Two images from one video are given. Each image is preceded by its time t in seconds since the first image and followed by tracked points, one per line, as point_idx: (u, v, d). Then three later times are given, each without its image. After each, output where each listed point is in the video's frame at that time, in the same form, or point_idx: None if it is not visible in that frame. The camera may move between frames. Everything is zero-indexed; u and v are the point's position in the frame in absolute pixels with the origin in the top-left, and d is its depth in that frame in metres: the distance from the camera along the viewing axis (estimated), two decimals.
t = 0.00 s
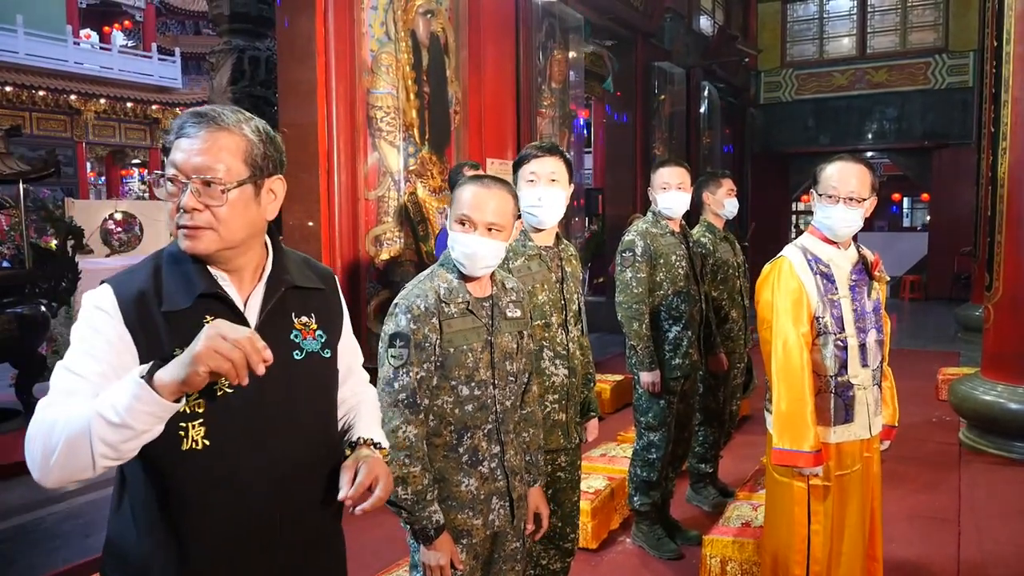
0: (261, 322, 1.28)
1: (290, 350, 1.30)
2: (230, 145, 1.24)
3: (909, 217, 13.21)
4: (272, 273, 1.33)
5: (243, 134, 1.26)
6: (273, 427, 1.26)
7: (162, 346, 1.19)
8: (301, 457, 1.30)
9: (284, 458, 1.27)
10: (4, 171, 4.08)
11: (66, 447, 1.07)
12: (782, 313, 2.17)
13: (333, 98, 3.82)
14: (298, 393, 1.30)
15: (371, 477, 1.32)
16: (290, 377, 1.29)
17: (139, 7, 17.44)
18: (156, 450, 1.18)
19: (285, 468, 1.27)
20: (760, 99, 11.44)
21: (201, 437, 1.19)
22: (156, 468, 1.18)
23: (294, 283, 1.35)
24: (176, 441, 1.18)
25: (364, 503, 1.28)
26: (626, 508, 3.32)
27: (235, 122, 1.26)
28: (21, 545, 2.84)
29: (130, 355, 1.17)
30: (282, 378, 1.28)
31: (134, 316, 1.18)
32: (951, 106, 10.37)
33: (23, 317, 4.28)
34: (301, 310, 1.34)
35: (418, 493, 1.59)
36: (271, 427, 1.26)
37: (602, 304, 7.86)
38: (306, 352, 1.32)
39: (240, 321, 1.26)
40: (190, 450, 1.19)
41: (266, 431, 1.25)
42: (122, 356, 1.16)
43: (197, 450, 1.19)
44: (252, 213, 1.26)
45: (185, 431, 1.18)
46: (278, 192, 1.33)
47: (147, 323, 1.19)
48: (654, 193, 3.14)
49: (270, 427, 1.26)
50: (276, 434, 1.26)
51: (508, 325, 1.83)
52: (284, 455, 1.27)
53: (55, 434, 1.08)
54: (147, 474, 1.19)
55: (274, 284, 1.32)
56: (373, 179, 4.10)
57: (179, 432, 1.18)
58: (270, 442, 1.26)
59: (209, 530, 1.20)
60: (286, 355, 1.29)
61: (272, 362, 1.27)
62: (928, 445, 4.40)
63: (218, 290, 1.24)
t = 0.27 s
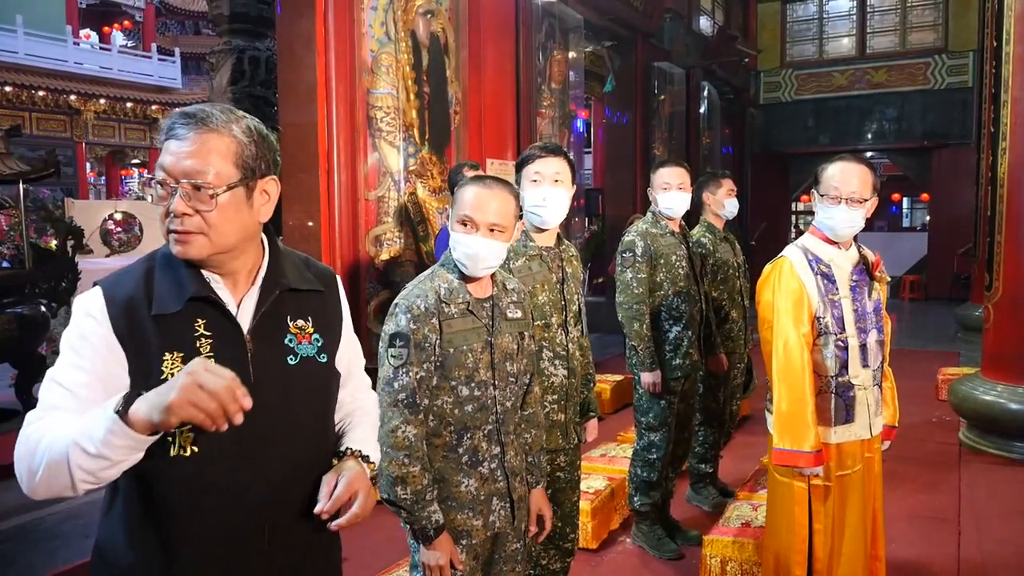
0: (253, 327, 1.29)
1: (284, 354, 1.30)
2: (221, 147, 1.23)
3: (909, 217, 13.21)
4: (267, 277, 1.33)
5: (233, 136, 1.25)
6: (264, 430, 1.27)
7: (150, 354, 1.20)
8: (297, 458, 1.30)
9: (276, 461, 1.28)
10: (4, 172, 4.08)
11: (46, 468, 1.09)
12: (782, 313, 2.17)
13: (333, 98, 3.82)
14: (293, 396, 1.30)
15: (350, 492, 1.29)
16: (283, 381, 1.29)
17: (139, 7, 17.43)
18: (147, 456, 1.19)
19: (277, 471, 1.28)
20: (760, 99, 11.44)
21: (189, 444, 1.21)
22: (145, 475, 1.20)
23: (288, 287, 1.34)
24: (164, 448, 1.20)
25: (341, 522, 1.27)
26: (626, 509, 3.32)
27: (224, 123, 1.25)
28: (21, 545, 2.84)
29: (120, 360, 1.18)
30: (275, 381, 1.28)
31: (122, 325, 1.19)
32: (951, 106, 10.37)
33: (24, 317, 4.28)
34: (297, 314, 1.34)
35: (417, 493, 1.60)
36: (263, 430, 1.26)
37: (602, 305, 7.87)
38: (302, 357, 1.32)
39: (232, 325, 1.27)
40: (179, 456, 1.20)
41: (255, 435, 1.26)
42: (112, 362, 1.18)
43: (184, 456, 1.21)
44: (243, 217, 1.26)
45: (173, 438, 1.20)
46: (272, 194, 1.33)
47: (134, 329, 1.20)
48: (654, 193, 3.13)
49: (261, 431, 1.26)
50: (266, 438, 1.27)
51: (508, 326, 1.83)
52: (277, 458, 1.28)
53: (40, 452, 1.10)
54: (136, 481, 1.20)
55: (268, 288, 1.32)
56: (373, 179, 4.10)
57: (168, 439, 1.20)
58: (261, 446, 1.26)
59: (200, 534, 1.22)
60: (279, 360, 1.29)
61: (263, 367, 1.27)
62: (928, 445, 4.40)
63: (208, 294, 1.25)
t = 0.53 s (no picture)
0: (250, 330, 1.29)
1: (281, 359, 1.30)
2: (213, 152, 1.23)
3: (909, 217, 13.21)
4: (265, 281, 1.33)
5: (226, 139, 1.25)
6: (262, 433, 1.27)
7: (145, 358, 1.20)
8: (295, 460, 1.31)
9: (273, 464, 1.28)
10: (3, 173, 4.08)
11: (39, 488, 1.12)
12: (780, 315, 2.17)
13: (332, 99, 3.82)
14: (292, 400, 1.30)
15: (331, 509, 1.27)
16: (281, 385, 1.29)
17: (139, 9, 17.43)
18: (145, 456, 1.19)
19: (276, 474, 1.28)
20: (760, 99, 11.44)
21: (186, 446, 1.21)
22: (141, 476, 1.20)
23: (286, 290, 1.34)
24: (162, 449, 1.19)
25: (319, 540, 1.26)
26: (626, 509, 3.32)
27: (217, 126, 1.25)
28: (21, 547, 2.84)
29: (115, 365, 1.19)
30: (273, 385, 1.28)
31: (117, 328, 1.19)
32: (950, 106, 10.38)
33: (23, 319, 4.28)
34: (295, 319, 1.34)
35: (416, 494, 1.60)
36: (262, 432, 1.27)
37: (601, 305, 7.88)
38: (299, 361, 1.32)
39: (228, 330, 1.27)
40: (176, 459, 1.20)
41: (253, 437, 1.26)
42: (108, 367, 1.18)
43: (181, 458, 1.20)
44: (238, 221, 1.26)
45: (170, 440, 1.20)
46: (268, 197, 1.33)
47: (128, 334, 1.20)
48: (652, 193, 3.13)
49: (259, 434, 1.26)
50: (265, 441, 1.27)
51: (507, 326, 1.83)
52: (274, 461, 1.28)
53: (34, 470, 1.12)
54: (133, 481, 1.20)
55: (265, 292, 1.32)
56: (372, 180, 4.10)
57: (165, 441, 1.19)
58: (259, 448, 1.26)
59: (198, 536, 1.22)
60: (276, 364, 1.29)
61: (261, 371, 1.27)
62: (927, 445, 4.40)
63: (203, 298, 1.25)
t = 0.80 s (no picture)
0: (250, 331, 1.29)
1: (281, 360, 1.30)
2: (213, 155, 1.23)
3: (907, 216, 13.23)
4: (265, 282, 1.33)
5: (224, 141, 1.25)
6: (261, 433, 1.27)
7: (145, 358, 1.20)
8: (294, 461, 1.31)
9: (272, 465, 1.28)
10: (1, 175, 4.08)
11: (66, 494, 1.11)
12: (784, 314, 2.17)
13: (330, 100, 3.81)
14: (291, 401, 1.30)
15: (327, 516, 1.26)
16: (281, 386, 1.29)
17: (137, 10, 17.42)
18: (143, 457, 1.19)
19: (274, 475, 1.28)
20: (758, 99, 11.44)
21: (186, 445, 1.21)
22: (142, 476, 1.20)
23: (287, 291, 1.35)
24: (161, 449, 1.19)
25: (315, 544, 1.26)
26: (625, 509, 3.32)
27: (217, 129, 1.24)
28: (20, 549, 2.84)
29: (118, 366, 1.19)
30: (273, 386, 1.28)
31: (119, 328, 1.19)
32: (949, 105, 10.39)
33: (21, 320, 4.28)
34: (295, 320, 1.34)
35: (414, 495, 1.60)
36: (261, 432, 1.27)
37: (600, 305, 7.89)
38: (298, 362, 1.32)
39: (228, 331, 1.27)
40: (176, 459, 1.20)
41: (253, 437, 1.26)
42: (111, 370, 1.18)
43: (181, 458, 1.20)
44: (238, 223, 1.26)
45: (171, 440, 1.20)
46: (268, 199, 1.33)
47: (131, 334, 1.20)
48: (650, 194, 3.14)
49: (259, 435, 1.26)
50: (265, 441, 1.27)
51: (505, 327, 1.83)
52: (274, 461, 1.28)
53: (59, 475, 1.11)
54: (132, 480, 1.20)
55: (266, 293, 1.32)
56: (371, 181, 4.11)
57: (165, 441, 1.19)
58: (259, 449, 1.27)
59: (197, 535, 1.22)
60: (276, 365, 1.29)
61: (261, 371, 1.28)
62: (926, 444, 4.41)
63: (204, 298, 1.25)
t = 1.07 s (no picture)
0: (256, 330, 1.29)
1: (285, 360, 1.31)
2: (219, 157, 1.23)
3: (905, 216, 13.24)
4: (270, 282, 1.34)
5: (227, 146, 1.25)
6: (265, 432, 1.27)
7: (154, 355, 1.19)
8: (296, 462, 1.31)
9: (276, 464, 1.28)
10: None
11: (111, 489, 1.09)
12: (786, 315, 2.17)
13: (328, 101, 3.81)
14: (295, 401, 1.31)
15: (334, 518, 1.26)
16: (284, 386, 1.30)
17: (135, 11, 17.41)
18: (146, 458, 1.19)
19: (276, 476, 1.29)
20: (756, 99, 11.44)
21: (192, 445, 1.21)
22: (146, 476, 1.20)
23: (291, 292, 1.35)
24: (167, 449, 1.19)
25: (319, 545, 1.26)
26: (623, 509, 3.31)
27: (220, 133, 1.24)
28: (18, 551, 2.83)
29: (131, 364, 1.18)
30: (277, 386, 1.29)
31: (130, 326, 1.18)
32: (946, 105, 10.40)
33: (19, 322, 4.28)
34: (298, 320, 1.34)
35: (411, 496, 1.60)
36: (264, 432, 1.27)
37: (598, 305, 7.91)
38: (301, 362, 1.32)
39: (234, 331, 1.27)
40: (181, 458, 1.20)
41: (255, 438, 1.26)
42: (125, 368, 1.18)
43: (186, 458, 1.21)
44: (243, 225, 1.26)
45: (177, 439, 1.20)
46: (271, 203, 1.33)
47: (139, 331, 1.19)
48: (647, 194, 3.14)
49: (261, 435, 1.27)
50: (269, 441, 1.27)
51: (501, 327, 1.84)
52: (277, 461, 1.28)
53: (103, 471, 1.09)
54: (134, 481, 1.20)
55: (271, 293, 1.32)
56: (369, 182, 4.10)
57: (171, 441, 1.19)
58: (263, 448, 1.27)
59: (199, 536, 1.22)
60: (280, 365, 1.30)
61: (266, 371, 1.28)
62: (924, 443, 4.41)
63: (210, 299, 1.25)
